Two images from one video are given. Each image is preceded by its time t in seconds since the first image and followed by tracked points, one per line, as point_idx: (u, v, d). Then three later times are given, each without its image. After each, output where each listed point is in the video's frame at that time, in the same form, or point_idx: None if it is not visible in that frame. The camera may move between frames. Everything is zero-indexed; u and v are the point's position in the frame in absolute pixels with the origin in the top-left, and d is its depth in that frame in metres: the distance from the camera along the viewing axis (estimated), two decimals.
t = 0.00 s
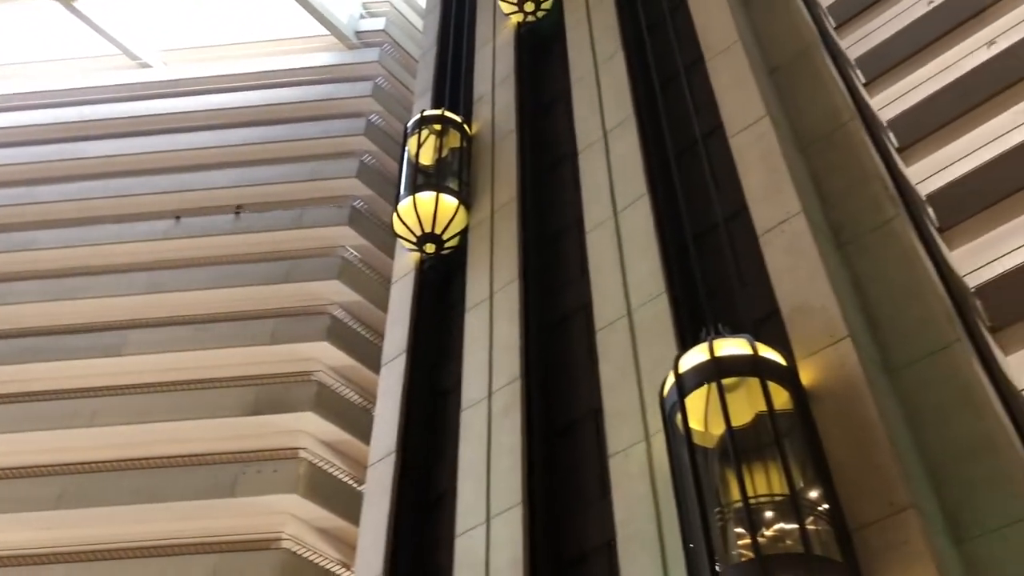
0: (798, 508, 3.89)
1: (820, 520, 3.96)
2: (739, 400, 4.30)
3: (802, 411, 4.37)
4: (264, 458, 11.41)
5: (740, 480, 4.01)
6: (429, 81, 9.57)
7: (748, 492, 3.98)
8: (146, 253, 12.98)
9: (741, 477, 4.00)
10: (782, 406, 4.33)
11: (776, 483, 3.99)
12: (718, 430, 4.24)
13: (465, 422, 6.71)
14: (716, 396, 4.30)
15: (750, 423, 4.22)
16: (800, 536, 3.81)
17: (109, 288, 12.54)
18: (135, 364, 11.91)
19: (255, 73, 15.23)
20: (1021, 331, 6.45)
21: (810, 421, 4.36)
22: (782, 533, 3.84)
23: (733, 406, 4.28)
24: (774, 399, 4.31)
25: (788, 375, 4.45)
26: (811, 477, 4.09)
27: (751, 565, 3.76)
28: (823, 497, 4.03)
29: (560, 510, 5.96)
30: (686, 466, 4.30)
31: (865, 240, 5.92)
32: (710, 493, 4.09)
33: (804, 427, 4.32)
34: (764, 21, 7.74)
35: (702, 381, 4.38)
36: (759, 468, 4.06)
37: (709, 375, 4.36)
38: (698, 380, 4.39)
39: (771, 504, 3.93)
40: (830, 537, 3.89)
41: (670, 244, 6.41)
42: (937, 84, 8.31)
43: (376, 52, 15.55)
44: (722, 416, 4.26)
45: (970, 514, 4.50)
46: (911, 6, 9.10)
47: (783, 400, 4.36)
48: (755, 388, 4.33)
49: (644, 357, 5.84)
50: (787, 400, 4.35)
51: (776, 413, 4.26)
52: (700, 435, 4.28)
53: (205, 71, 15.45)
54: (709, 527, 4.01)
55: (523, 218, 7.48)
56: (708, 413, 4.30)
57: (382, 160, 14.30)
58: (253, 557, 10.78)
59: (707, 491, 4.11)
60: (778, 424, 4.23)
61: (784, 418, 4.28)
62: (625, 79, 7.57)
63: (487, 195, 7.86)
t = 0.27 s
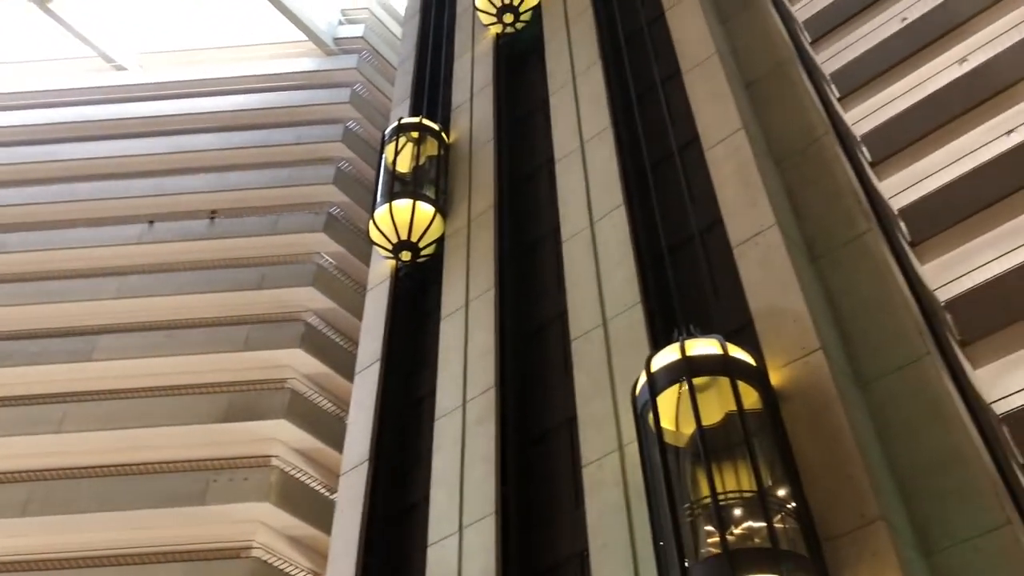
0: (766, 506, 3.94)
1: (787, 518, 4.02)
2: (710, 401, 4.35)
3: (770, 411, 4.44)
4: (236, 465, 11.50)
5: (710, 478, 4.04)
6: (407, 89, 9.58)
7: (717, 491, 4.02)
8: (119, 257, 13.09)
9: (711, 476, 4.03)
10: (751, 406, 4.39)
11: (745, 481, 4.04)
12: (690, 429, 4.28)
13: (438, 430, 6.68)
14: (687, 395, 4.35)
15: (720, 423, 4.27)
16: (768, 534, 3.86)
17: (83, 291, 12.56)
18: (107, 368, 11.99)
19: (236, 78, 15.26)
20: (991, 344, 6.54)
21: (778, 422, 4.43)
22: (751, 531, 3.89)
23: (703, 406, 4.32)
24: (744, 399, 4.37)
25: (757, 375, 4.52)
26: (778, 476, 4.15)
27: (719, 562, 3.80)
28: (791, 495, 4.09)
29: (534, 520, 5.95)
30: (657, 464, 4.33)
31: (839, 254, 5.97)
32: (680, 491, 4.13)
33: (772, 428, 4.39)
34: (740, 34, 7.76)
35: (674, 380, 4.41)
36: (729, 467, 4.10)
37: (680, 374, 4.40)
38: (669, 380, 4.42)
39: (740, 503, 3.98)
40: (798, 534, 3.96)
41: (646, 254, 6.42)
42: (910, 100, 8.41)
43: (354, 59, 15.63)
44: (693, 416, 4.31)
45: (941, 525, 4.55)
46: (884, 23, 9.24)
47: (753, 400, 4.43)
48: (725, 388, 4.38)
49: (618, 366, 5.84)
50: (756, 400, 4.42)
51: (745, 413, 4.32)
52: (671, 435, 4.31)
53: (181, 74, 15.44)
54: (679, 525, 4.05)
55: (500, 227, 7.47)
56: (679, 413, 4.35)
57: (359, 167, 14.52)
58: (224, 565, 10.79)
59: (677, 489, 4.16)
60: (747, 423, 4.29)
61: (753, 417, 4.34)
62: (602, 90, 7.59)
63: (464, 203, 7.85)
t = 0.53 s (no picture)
0: (744, 508, 3.94)
1: (764, 519, 4.04)
2: (689, 404, 4.37)
3: (747, 414, 4.48)
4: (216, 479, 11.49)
5: (688, 479, 4.06)
6: (389, 101, 9.60)
7: (696, 492, 4.03)
8: (98, 268, 13.11)
9: (689, 478, 4.04)
10: (729, 409, 4.42)
11: (722, 482, 4.05)
12: (668, 432, 4.30)
13: (419, 443, 6.65)
14: (666, 398, 4.37)
15: (698, 425, 4.28)
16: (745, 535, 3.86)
17: (62, 303, 12.55)
18: (84, 380, 12.03)
19: (219, 89, 15.27)
20: (967, 357, 6.61)
21: (755, 426, 4.45)
22: (729, 533, 3.89)
23: (681, 409, 4.34)
24: (722, 401, 4.40)
25: (734, 379, 4.56)
26: (756, 478, 4.18)
27: (698, 563, 3.81)
28: (768, 498, 4.12)
29: (515, 532, 5.93)
30: (636, 467, 4.34)
31: (818, 268, 6.00)
32: (658, 493, 4.14)
33: (750, 431, 4.41)
34: (720, 49, 7.79)
35: (653, 383, 4.45)
36: (707, 470, 4.10)
37: (659, 377, 4.44)
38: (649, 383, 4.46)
39: (718, 504, 3.98)
40: (773, 534, 3.99)
41: (627, 267, 6.44)
42: (887, 117, 8.51)
43: (336, 71, 15.64)
44: (671, 419, 4.32)
45: (919, 538, 4.58)
46: (862, 40, 9.37)
47: (730, 403, 4.47)
48: (704, 392, 4.40)
49: (599, 379, 5.84)
50: (734, 403, 4.45)
51: (723, 416, 4.34)
52: (650, 438, 4.33)
53: (163, 86, 15.39)
54: (657, 527, 4.06)
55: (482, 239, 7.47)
56: (658, 416, 4.37)
57: (341, 178, 14.52)
58: None
59: (655, 491, 4.16)
60: (725, 426, 4.31)
61: (731, 420, 4.38)
62: (584, 104, 7.61)
63: (446, 216, 7.85)
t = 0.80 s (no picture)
0: (729, 515, 3.93)
1: (749, 526, 4.04)
2: (673, 413, 4.37)
3: (732, 421, 4.48)
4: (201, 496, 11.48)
5: (673, 486, 4.06)
6: (376, 117, 9.62)
7: (681, 498, 4.02)
8: (82, 283, 13.02)
9: (674, 485, 4.04)
10: (714, 417, 4.43)
11: (707, 490, 4.06)
12: (654, 440, 4.29)
13: (406, 460, 6.61)
14: (652, 406, 4.36)
15: (683, 433, 4.29)
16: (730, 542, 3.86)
17: (46, 320, 12.49)
18: (69, 400, 12.03)
19: (206, 105, 15.18)
20: (952, 373, 6.64)
21: (740, 434, 4.45)
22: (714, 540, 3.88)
23: (666, 418, 4.34)
24: (707, 409, 4.41)
25: (719, 387, 4.59)
26: (740, 485, 4.18)
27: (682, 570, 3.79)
28: (753, 505, 4.11)
29: (502, 549, 5.89)
30: (622, 475, 4.34)
31: (804, 285, 6.03)
32: (644, 501, 4.14)
33: (735, 438, 4.41)
34: (705, 65, 7.82)
35: (638, 391, 4.44)
36: (692, 477, 4.09)
37: (645, 385, 4.43)
38: (634, 391, 4.45)
39: (703, 512, 3.98)
40: (758, 540, 3.97)
41: (614, 283, 6.44)
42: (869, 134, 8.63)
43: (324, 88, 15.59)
44: (657, 427, 4.32)
45: (904, 554, 4.59)
46: (846, 57, 9.47)
47: (715, 411, 4.48)
48: (689, 400, 4.41)
49: (586, 394, 5.83)
50: (718, 410, 4.47)
51: (708, 424, 4.35)
52: (636, 446, 4.32)
53: (150, 102, 15.36)
54: (644, 534, 4.05)
55: (469, 255, 7.46)
56: (644, 424, 4.36)
57: (328, 194, 14.54)
58: None
59: (641, 499, 4.16)
60: (710, 433, 4.32)
61: (716, 427, 4.39)
62: (570, 120, 7.62)
63: (433, 232, 7.85)
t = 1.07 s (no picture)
0: (717, 527, 3.93)
1: (738, 539, 4.03)
2: (663, 425, 4.36)
3: (721, 434, 4.49)
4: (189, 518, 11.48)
5: (662, 498, 4.04)
6: (367, 136, 9.64)
7: (671, 510, 4.02)
8: (72, 302, 13.00)
9: (664, 497, 4.03)
10: (703, 430, 4.43)
11: (697, 502, 4.05)
12: (644, 453, 4.27)
13: (396, 480, 6.57)
14: (642, 418, 4.36)
15: (673, 446, 4.28)
16: (720, 555, 3.84)
17: (34, 340, 12.45)
18: (53, 418, 11.91)
19: (199, 124, 15.25)
20: (940, 393, 6.64)
21: (729, 447, 4.45)
22: (703, 553, 3.87)
23: (656, 431, 4.34)
24: (695, 422, 4.41)
25: (707, 400, 4.60)
26: (729, 498, 4.17)
27: None
28: (741, 517, 4.11)
29: (492, 570, 5.84)
30: (611, 488, 4.32)
31: (794, 304, 6.04)
32: (633, 513, 4.12)
33: (724, 451, 4.41)
34: (694, 86, 7.87)
35: (628, 404, 4.44)
36: (682, 489, 4.09)
37: (635, 398, 4.43)
38: (624, 404, 4.45)
39: (692, 525, 3.96)
40: (747, 552, 3.96)
41: (604, 302, 6.44)
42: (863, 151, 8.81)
43: (315, 107, 15.61)
44: (647, 440, 4.31)
45: (895, 573, 4.57)
46: (835, 78, 9.61)
47: (704, 424, 4.48)
48: (678, 412, 4.41)
49: (577, 414, 5.80)
50: (707, 423, 4.47)
51: (697, 436, 4.35)
52: (626, 459, 4.31)
53: (141, 122, 15.43)
54: (633, 548, 4.03)
55: (459, 274, 7.46)
56: (634, 437, 4.36)
57: (319, 214, 14.56)
58: None
59: (630, 512, 4.15)
60: (700, 446, 4.31)
61: (705, 439, 4.39)
62: (561, 139, 7.65)
63: (424, 251, 7.85)
